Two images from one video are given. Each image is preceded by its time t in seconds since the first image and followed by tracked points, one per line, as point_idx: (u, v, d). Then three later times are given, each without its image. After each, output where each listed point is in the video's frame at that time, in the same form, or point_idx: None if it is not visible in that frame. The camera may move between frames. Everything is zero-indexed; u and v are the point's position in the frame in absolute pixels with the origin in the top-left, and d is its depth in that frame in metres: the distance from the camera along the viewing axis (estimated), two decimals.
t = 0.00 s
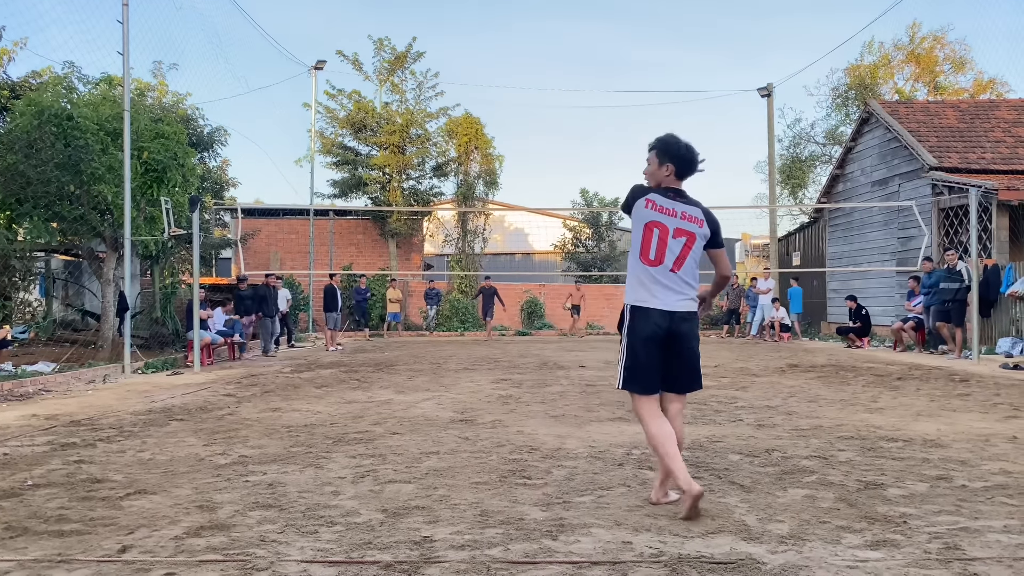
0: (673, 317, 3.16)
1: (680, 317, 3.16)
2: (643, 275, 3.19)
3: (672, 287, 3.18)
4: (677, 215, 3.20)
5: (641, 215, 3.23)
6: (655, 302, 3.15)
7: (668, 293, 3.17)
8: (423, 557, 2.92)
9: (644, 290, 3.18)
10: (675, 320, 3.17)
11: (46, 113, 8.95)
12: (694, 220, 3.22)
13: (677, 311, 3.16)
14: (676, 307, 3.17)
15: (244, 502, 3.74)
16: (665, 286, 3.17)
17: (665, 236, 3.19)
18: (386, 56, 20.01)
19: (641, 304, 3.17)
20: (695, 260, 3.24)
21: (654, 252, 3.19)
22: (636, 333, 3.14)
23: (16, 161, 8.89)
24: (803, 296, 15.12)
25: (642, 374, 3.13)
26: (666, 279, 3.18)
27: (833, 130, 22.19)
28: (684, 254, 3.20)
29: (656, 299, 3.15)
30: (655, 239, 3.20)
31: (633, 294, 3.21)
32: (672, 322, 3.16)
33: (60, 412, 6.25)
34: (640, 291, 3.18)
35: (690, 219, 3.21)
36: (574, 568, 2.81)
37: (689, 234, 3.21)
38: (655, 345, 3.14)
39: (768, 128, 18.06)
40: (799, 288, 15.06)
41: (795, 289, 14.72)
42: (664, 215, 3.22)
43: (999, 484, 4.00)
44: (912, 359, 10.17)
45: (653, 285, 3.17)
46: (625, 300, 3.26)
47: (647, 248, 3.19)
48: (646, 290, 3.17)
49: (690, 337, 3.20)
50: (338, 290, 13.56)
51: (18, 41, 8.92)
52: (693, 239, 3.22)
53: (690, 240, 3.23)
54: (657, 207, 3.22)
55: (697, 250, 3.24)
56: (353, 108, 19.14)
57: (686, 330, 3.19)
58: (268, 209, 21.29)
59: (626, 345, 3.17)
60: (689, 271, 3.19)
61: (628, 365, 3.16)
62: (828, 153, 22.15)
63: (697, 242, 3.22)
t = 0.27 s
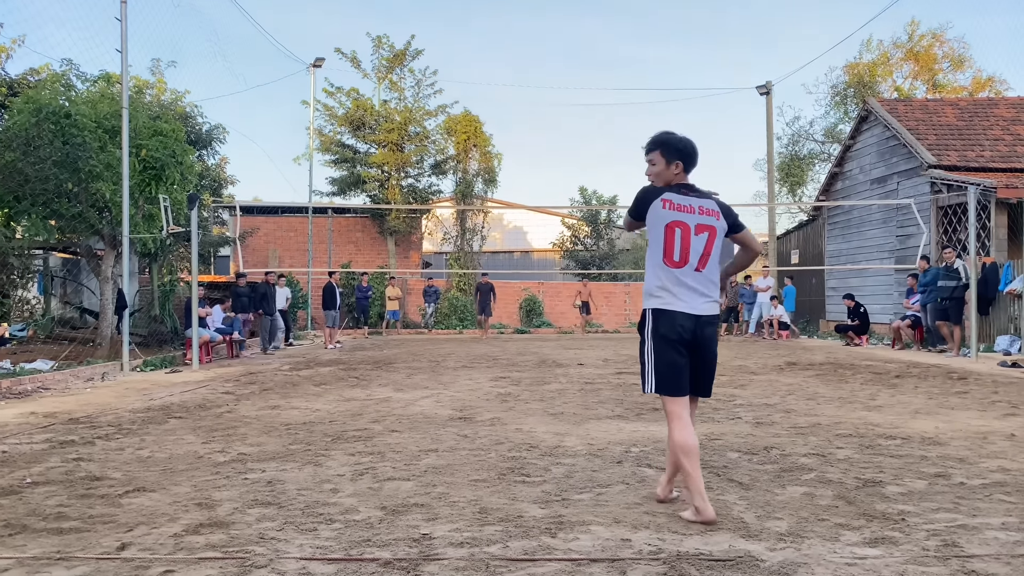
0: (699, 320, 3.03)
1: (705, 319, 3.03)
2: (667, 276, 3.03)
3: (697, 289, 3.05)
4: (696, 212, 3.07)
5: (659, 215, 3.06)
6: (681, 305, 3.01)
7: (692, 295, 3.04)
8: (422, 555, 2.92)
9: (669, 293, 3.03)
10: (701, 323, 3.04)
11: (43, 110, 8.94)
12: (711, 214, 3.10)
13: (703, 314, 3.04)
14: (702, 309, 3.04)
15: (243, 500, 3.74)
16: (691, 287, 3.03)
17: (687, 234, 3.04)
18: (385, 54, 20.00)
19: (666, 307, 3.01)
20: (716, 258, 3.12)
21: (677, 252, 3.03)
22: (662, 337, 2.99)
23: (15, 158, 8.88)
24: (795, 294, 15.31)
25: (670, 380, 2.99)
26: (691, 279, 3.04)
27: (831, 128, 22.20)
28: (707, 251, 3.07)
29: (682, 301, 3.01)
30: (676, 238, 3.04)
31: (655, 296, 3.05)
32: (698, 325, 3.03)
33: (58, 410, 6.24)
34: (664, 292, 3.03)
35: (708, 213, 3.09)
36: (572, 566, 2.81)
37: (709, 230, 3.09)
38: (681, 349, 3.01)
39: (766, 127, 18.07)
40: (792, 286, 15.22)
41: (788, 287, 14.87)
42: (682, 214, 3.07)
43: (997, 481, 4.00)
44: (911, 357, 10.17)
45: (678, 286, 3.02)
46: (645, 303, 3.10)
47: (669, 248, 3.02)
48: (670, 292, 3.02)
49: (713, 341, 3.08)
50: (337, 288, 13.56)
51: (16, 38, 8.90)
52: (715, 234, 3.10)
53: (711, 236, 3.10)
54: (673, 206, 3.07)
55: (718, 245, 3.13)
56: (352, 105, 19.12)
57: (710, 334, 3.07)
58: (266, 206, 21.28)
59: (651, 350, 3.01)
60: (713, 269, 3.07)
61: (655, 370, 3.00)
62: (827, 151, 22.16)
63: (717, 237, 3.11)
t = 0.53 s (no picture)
0: (715, 315, 3.02)
1: (722, 315, 3.02)
2: (681, 269, 3.02)
3: (712, 280, 3.03)
4: (707, 200, 3.04)
5: (670, 208, 3.02)
6: (695, 300, 3.00)
7: (708, 288, 3.02)
8: (421, 553, 2.92)
9: (684, 287, 3.01)
10: (716, 317, 3.02)
11: (41, 108, 8.84)
12: (722, 200, 3.08)
13: (718, 307, 3.02)
14: (717, 303, 3.03)
15: (241, 498, 3.74)
16: (707, 280, 3.02)
17: (700, 225, 3.02)
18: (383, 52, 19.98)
19: (681, 303, 3.01)
20: (731, 245, 3.09)
21: (691, 245, 3.01)
22: (678, 334, 2.98)
23: (12, 156, 8.83)
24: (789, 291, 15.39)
25: (685, 377, 2.97)
26: (706, 271, 3.02)
27: (829, 126, 22.21)
28: (721, 240, 3.05)
29: (698, 297, 3.00)
30: (689, 230, 3.02)
31: (670, 291, 3.05)
32: (713, 320, 3.01)
33: (56, 409, 6.24)
34: (679, 287, 3.02)
35: (719, 200, 3.07)
36: (571, 564, 2.81)
37: (722, 216, 3.07)
38: (697, 347, 3.00)
39: (764, 125, 18.09)
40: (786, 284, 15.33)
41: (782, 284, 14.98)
42: (692, 204, 3.04)
43: (994, 479, 4.01)
44: (908, 355, 10.19)
45: (693, 280, 3.01)
46: (661, 299, 3.09)
47: (683, 241, 3.01)
48: (686, 286, 3.01)
49: (730, 335, 3.06)
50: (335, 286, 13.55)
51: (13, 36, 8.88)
52: (728, 221, 3.07)
53: (725, 222, 3.08)
54: (683, 197, 3.03)
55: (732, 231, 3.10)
56: (350, 104, 19.09)
57: (727, 329, 3.05)
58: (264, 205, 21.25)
59: (667, 346, 3.01)
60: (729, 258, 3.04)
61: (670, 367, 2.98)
62: (825, 150, 22.17)
63: (731, 221, 3.09)
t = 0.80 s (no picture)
0: (729, 314, 2.84)
1: (735, 314, 2.83)
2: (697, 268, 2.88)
3: (728, 278, 2.86)
4: (728, 196, 2.86)
5: (688, 207, 2.88)
6: (706, 297, 2.86)
7: (723, 286, 2.86)
8: (418, 551, 2.92)
9: (697, 285, 2.88)
10: (730, 316, 2.85)
11: (38, 106, 8.80)
12: (746, 195, 2.88)
13: (733, 306, 2.84)
14: (732, 301, 2.85)
15: (239, 496, 3.74)
16: (723, 278, 2.86)
17: (719, 223, 2.85)
18: (381, 51, 19.97)
19: (692, 300, 2.90)
20: (754, 242, 2.90)
21: (710, 243, 2.86)
22: (686, 332, 2.88)
23: (9, 155, 8.75)
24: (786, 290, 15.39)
25: (689, 376, 2.88)
26: (723, 270, 2.87)
27: (827, 124, 22.23)
28: (743, 238, 2.87)
29: (710, 296, 2.85)
30: (707, 229, 2.86)
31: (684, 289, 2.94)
32: (726, 320, 2.84)
33: (53, 407, 6.23)
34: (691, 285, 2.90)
35: (743, 195, 2.87)
36: (568, 562, 2.81)
37: (746, 212, 2.88)
38: (707, 346, 2.87)
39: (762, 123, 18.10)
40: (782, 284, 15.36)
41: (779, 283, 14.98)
42: (712, 201, 2.88)
43: (991, 477, 4.02)
44: (905, 353, 10.21)
45: (707, 278, 2.87)
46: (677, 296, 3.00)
47: (699, 240, 2.87)
48: (698, 284, 2.88)
49: (749, 336, 2.85)
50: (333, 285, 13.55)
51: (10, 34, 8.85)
52: (751, 217, 2.88)
53: (748, 218, 2.89)
54: (702, 194, 2.87)
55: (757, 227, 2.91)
56: (347, 102, 19.08)
57: (744, 328, 2.85)
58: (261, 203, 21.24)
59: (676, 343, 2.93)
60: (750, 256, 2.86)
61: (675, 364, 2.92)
62: (822, 148, 22.19)
63: (756, 217, 2.90)
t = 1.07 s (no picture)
0: (752, 311, 2.81)
1: (758, 310, 2.79)
2: (718, 265, 2.87)
3: (750, 273, 2.83)
4: (745, 191, 2.87)
5: (707, 204, 2.90)
6: (730, 295, 2.84)
7: (745, 282, 2.83)
8: (415, 549, 2.92)
9: (720, 283, 2.86)
10: (754, 313, 2.81)
11: (33, 104, 8.82)
12: (763, 190, 2.88)
13: (757, 301, 2.81)
14: (756, 297, 2.81)
15: (235, 495, 3.73)
16: (745, 274, 2.83)
17: (737, 218, 2.85)
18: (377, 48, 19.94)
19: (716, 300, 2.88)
20: (776, 238, 2.87)
21: (729, 239, 2.86)
22: (709, 331, 2.88)
23: (4, 153, 8.71)
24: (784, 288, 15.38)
25: (714, 377, 2.87)
26: (745, 265, 2.84)
27: (824, 123, 22.24)
28: (761, 232, 2.86)
29: (732, 293, 2.83)
30: (725, 225, 2.87)
31: (708, 289, 2.92)
32: (750, 317, 2.81)
33: (49, 406, 6.22)
34: (713, 283, 2.88)
35: (760, 190, 2.88)
36: (565, 559, 2.82)
37: (763, 207, 2.88)
38: (729, 345, 2.84)
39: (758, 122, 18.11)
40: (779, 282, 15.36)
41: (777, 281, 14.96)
42: (730, 197, 2.89)
43: (986, 475, 4.03)
44: (901, 352, 10.23)
45: (729, 276, 2.85)
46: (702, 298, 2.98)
47: (718, 237, 2.87)
48: (721, 282, 2.86)
49: (773, 332, 2.81)
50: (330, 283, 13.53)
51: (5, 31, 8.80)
52: (769, 212, 2.87)
53: (766, 214, 2.88)
54: (720, 191, 2.89)
55: (777, 222, 2.88)
56: (344, 100, 19.05)
57: (768, 324, 2.81)
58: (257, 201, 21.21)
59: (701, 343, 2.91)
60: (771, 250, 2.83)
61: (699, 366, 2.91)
62: (819, 146, 22.22)
63: (775, 213, 2.88)
